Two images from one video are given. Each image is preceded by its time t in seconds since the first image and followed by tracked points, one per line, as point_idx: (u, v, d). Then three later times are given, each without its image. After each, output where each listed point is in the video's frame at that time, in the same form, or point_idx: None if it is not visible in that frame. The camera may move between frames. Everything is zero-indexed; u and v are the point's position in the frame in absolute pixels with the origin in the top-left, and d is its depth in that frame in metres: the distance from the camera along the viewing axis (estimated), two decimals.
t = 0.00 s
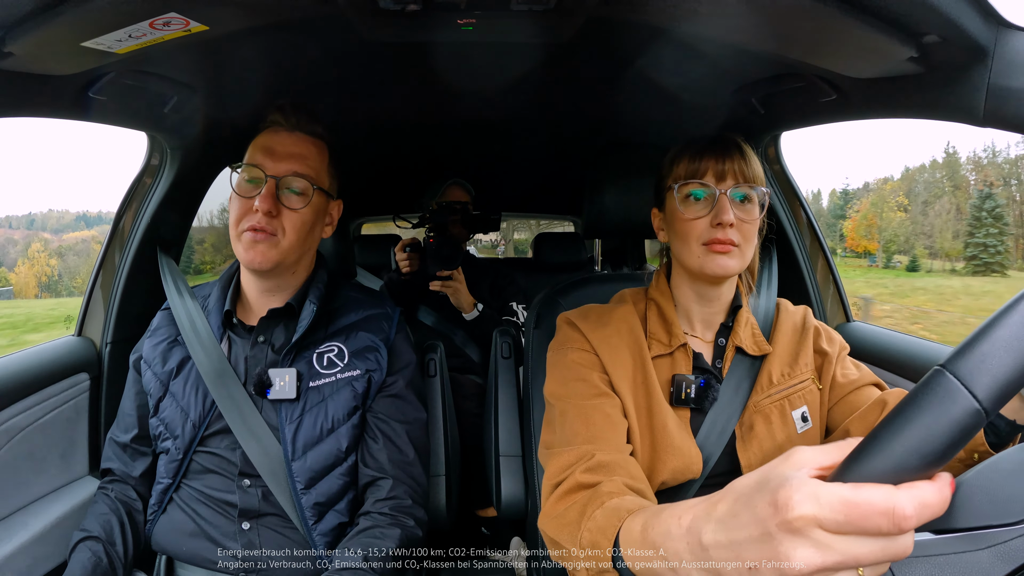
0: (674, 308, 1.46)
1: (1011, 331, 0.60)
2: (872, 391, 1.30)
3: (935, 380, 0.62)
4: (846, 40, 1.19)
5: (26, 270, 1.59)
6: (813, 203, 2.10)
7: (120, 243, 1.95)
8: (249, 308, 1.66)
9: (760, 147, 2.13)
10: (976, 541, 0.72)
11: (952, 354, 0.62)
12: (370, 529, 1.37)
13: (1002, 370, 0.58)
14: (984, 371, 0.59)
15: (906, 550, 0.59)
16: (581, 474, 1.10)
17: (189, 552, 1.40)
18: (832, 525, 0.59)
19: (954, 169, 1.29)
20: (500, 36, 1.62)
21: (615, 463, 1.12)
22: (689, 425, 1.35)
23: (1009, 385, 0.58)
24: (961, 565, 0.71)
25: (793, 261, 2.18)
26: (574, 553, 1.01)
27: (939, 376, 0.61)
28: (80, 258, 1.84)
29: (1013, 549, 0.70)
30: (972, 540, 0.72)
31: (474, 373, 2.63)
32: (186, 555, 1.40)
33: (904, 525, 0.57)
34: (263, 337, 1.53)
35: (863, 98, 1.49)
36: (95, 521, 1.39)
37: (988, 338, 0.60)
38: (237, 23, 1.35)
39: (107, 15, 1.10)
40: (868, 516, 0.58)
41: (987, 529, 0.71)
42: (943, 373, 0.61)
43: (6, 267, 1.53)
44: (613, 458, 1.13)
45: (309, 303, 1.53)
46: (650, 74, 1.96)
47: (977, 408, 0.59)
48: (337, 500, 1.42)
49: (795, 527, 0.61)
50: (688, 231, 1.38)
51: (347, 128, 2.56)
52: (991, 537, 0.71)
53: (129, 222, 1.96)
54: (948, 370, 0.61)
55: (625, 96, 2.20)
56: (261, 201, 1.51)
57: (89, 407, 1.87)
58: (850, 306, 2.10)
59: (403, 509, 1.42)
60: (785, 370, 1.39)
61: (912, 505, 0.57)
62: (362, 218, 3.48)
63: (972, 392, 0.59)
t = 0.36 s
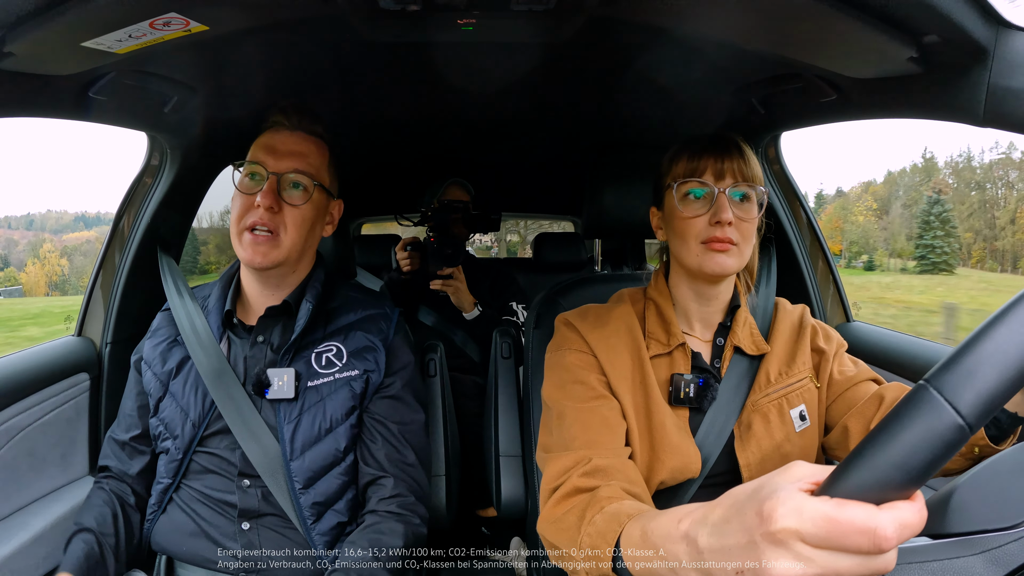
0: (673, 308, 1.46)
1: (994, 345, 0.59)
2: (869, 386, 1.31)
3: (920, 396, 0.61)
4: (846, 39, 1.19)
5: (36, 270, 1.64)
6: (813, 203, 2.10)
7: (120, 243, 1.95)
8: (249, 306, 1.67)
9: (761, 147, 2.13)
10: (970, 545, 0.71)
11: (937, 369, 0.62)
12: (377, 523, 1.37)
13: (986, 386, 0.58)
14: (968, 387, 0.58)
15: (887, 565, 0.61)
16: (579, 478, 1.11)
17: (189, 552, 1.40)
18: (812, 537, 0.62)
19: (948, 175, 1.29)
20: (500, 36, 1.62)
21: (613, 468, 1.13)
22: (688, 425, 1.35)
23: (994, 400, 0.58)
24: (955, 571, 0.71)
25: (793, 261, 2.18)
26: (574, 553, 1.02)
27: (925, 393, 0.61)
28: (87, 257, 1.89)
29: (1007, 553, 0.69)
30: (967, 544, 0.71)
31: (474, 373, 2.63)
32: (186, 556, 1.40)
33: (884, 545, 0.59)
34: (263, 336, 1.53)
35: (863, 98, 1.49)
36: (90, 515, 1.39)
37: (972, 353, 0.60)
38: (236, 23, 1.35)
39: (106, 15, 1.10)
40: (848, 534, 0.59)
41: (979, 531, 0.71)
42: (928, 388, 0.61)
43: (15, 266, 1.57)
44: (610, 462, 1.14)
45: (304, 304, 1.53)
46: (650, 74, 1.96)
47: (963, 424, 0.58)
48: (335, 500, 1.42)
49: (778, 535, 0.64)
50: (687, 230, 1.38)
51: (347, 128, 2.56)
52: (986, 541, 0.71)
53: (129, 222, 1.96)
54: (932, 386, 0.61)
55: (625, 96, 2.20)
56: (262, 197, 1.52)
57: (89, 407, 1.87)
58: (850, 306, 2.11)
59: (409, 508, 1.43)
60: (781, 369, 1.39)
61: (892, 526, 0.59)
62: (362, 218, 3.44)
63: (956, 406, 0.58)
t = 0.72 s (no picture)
0: (671, 308, 1.46)
1: (972, 363, 0.59)
2: (867, 377, 1.33)
3: (901, 414, 0.60)
4: (845, 40, 1.19)
5: (42, 271, 1.66)
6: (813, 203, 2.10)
7: (120, 243, 1.96)
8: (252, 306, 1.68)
9: (760, 147, 2.13)
10: (964, 551, 0.69)
11: (918, 386, 0.61)
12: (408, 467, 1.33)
13: (966, 405, 0.57)
14: (948, 406, 0.58)
15: None
16: (580, 483, 1.11)
17: (189, 551, 1.41)
18: (793, 550, 0.63)
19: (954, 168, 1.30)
20: (500, 36, 1.62)
21: (613, 472, 1.13)
22: (688, 424, 1.35)
23: (977, 418, 0.57)
24: None
25: (793, 261, 2.19)
26: (574, 553, 1.04)
27: (906, 411, 0.60)
28: (89, 258, 1.88)
29: (999, 559, 0.67)
30: (963, 549, 0.69)
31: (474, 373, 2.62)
32: (188, 555, 1.41)
33: (864, 563, 0.59)
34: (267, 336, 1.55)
35: (863, 98, 1.49)
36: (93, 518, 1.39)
37: (952, 373, 0.59)
38: (237, 23, 1.35)
39: (107, 15, 1.10)
40: (829, 552, 0.60)
41: (972, 534, 0.70)
42: (908, 407, 0.60)
43: (20, 267, 1.58)
44: (612, 466, 1.14)
45: (312, 301, 1.54)
46: (650, 74, 1.96)
47: (943, 443, 0.58)
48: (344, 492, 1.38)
49: (762, 548, 0.65)
50: (684, 230, 1.38)
51: (346, 128, 2.56)
52: (978, 548, 0.69)
53: (129, 222, 1.96)
54: (913, 405, 0.60)
55: (625, 96, 2.21)
56: (262, 201, 1.51)
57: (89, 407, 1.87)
58: (850, 307, 2.10)
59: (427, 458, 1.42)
60: (779, 366, 1.39)
61: (874, 545, 0.59)
62: (361, 218, 3.35)
63: (936, 426, 0.58)
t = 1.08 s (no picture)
0: (671, 308, 1.46)
1: (969, 368, 0.59)
2: (867, 377, 1.33)
3: (899, 419, 0.60)
4: (845, 40, 1.19)
5: (45, 269, 1.67)
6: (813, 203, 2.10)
7: (119, 243, 1.96)
8: (251, 306, 1.66)
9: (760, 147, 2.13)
10: (963, 552, 0.69)
11: (914, 389, 0.61)
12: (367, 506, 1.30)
13: (961, 409, 0.57)
14: (944, 410, 0.58)
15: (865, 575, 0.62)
16: (579, 486, 1.11)
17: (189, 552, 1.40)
18: (787, 554, 0.63)
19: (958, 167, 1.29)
20: (500, 35, 1.62)
21: (613, 474, 1.13)
22: (688, 425, 1.34)
23: (975, 420, 0.57)
24: None
25: (792, 261, 2.19)
26: (574, 552, 1.05)
27: (904, 414, 0.60)
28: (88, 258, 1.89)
29: (999, 560, 0.67)
30: (962, 549, 0.69)
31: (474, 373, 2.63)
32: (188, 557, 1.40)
33: (858, 566, 0.59)
34: (266, 337, 1.54)
35: (863, 98, 1.49)
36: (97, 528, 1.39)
37: (950, 377, 0.59)
38: (236, 23, 1.35)
39: (106, 15, 1.10)
40: (823, 555, 0.60)
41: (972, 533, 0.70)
42: (905, 410, 0.60)
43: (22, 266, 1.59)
44: (610, 468, 1.14)
45: (311, 303, 1.54)
46: (650, 74, 1.96)
47: (940, 446, 0.58)
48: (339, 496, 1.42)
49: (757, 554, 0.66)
50: (686, 229, 1.38)
51: (346, 128, 2.56)
52: (977, 548, 0.69)
53: (129, 222, 1.96)
54: (911, 408, 0.60)
55: (625, 96, 2.20)
56: (266, 198, 1.52)
57: (89, 406, 1.87)
58: (850, 306, 2.10)
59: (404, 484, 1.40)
60: (780, 366, 1.40)
61: (867, 547, 0.59)
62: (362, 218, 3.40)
63: (933, 429, 0.58)
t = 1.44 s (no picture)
0: (669, 309, 1.46)
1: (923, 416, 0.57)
2: (863, 367, 1.33)
3: (853, 465, 0.60)
4: (846, 39, 1.19)
5: (43, 266, 1.66)
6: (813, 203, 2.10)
7: (120, 242, 1.95)
8: (251, 307, 1.66)
9: (760, 147, 2.12)
10: (945, 566, 0.65)
11: (869, 436, 0.60)
12: (365, 532, 1.36)
13: (916, 461, 0.56)
14: (898, 463, 0.57)
15: None
16: (570, 500, 1.13)
17: (190, 552, 1.40)
18: None
19: (965, 164, 1.28)
20: (501, 35, 1.62)
21: (601, 491, 1.14)
22: (688, 427, 1.35)
23: (925, 472, 0.56)
24: None
25: (792, 261, 2.19)
26: (574, 552, 1.05)
27: (859, 464, 0.59)
28: (87, 255, 1.89)
29: None
30: (946, 564, 0.66)
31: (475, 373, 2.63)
32: (189, 558, 1.40)
33: None
34: (265, 338, 1.54)
35: (863, 99, 1.49)
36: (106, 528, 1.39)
37: (902, 427, 0.58)
38: (236, 23, 1.35)
39: (106, 14, 1.10)
40: None
41: (958, 546, 0.66)
42: (860, 460, 0.59)
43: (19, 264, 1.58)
44: (602, 483, 1.16)
45: (309, 303, 1.54)
46: (650, 74, 1.96)
47: (895, 495, 0.57)
48: (338, 501, 1.42)
49: None
50: (682, 233, 1.38)
51: (346, 128, 2.56)
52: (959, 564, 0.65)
53: (129, 221, 1.95)
54: (865, 458, 0.59)
55: (625, 96, 2.20)
56: (260, 200, 1.52)
57: (89, 407, 1.87)
58: (850, 306, 2.11)
59: (400, 512, 1.41)
60: (775, 365, 1.39)
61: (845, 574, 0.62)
62: (362, 218, 3.40)
63: (887, 481, 0.57)
